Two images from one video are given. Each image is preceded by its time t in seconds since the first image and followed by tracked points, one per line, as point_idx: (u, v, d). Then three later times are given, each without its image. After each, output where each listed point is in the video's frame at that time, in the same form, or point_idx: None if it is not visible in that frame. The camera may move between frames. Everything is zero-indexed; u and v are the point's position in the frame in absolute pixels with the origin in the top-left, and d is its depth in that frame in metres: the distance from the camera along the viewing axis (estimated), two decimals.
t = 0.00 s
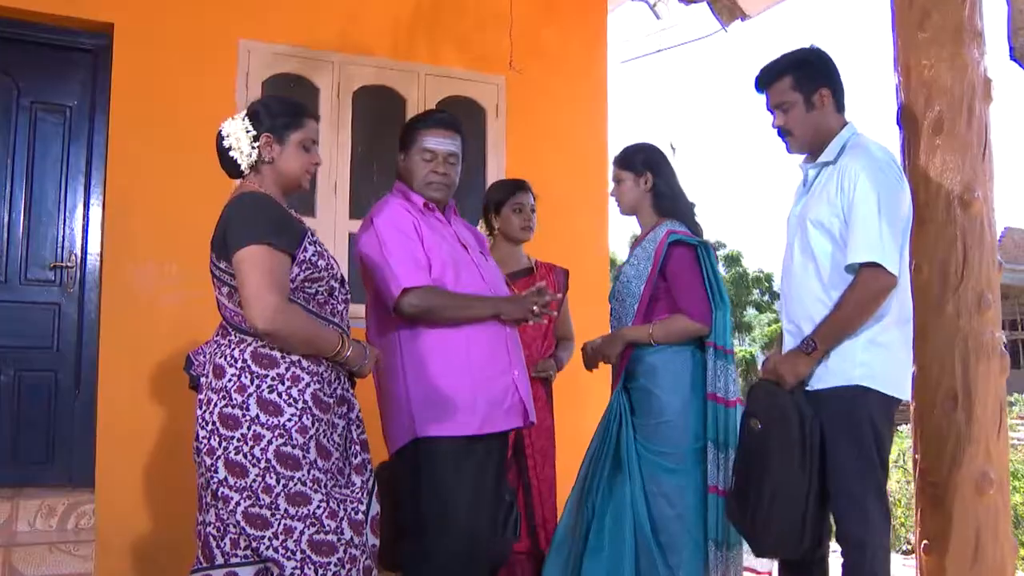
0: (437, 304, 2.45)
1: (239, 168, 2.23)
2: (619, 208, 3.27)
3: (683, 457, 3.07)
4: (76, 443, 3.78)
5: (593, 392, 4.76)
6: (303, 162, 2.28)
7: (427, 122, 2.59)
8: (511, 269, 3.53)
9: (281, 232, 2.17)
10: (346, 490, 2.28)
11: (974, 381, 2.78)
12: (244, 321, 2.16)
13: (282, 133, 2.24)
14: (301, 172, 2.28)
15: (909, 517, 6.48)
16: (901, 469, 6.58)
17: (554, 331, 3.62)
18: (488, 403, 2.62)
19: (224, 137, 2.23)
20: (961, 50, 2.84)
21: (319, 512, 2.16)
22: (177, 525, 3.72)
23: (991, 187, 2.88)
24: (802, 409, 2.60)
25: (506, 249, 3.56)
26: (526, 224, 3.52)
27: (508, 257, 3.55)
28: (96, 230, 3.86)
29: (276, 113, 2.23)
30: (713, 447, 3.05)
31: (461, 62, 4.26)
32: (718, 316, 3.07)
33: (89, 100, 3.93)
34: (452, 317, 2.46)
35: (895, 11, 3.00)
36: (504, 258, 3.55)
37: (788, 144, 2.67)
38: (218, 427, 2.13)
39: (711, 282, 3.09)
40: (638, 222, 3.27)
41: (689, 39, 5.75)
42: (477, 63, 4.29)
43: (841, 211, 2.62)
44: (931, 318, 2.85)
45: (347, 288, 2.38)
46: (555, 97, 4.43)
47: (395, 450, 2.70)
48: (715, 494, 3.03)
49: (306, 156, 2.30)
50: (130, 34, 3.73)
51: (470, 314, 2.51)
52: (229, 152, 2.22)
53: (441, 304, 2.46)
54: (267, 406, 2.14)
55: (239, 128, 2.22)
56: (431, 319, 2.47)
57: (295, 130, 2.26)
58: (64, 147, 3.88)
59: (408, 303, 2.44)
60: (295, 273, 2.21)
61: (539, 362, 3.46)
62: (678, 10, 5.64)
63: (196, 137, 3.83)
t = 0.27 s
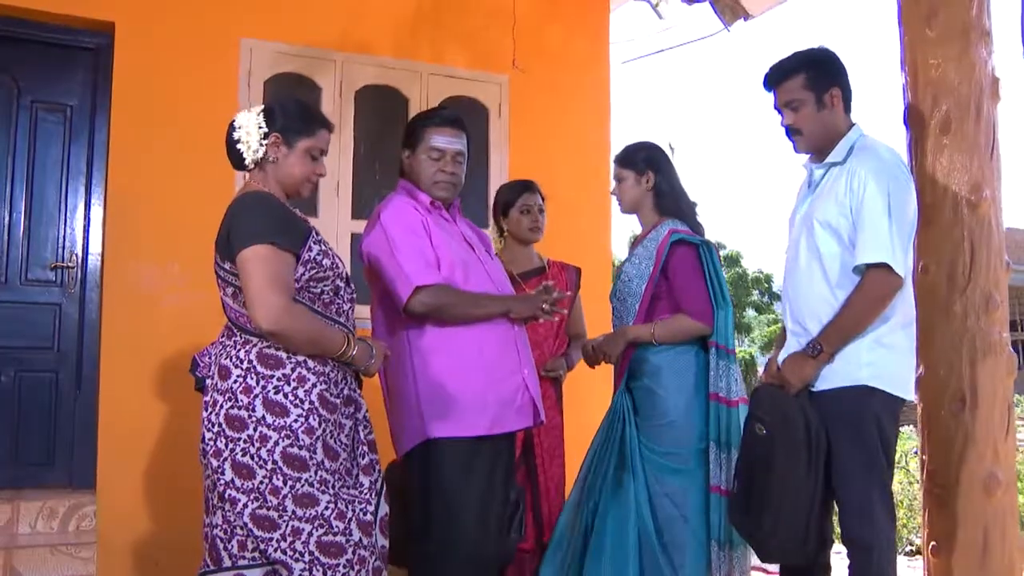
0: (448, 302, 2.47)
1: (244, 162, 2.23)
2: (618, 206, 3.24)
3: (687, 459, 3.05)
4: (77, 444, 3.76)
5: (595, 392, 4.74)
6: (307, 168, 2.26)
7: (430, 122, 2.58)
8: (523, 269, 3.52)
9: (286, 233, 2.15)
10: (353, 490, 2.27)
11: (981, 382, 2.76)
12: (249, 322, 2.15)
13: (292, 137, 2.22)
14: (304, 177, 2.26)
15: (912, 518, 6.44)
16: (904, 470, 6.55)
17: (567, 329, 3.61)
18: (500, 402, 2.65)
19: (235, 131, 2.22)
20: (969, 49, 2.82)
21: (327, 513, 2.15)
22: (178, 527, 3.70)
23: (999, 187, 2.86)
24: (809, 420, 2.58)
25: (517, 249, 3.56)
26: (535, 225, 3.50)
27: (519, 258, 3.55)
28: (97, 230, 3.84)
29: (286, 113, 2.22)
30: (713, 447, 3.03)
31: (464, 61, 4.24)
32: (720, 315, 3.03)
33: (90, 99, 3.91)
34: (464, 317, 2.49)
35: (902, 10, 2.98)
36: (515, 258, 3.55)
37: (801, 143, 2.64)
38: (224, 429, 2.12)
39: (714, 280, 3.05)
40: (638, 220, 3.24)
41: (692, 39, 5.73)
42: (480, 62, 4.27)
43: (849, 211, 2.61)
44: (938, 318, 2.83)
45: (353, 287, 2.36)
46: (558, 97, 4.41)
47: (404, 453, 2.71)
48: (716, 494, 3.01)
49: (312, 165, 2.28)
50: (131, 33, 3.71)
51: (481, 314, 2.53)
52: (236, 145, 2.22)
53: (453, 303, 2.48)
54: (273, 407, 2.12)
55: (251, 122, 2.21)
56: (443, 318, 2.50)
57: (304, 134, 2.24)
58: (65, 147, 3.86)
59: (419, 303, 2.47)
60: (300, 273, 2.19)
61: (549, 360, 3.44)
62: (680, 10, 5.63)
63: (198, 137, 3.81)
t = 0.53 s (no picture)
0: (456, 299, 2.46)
1: (250, 160, 2.21)
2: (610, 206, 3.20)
3: (684, 460, 3.04)
4: (77, 445, 3.73)
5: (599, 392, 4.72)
6: (314, 167, 2.24)
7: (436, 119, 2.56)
8: (537, 269, 3.52)
9: (293, 231, 2.13)
10: (362, 491, 2.25)
11: (990, 381, 2.74)
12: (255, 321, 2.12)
13: (299, 134, 2.20)
14: (310, 177, 2.24)
15: (916, 520, 6.41)
16: (908, 471, 6.52)
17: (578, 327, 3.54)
18: (506, 401, 2.61)
19: (243, 127, 2.21)
20: (979, 47, 2.79)
21: (335, 514, 2.13)
22: (180, 528, 3.68)
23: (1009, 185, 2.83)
24: (814, 421, 2.56)
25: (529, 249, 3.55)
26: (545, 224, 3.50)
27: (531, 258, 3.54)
28: (98, 229, 3.81)
29: (294, 112, 2.20)
30: (711, 447, 3.05)
31: (467, 60, 4.21)
32: (713, 317, 3.03)
33: (91, 97, 3.88)
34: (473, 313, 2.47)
35: (911, 7, 2.96)
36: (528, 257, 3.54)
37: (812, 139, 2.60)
38: (230, 429, 2.10)
39: (707, 281, 3.05)
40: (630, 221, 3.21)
41: (695, 38, 5.71)
42: (482, 61, 4.25)
43: (858, 210, 2.59)
44: (947, 318, 2.81)
45: (361, 287, 2.34)
46: (562, 95, 4.39)
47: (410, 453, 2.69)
48: (714, 495, 3.03)
49: (319, 164, 2.25)
50: (132, 31, 3.69)
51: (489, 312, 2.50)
52: (243, 142, 2.20)
53: (460, 300, 2.46)
54: (280, 407, 2.10)
55: (259, 121, 2.20)
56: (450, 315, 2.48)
57: (312, 134, 2.22)
58: (65, 146, 3.83)
59: (427, 300, 2.45)
60: (306, 272, 2.16)
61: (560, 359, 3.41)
62: (684, 8, 5.61)
63: (200, 135, 3.79)
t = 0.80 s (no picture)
0: (465, 299, 2.42)
1: (259, 159, 2.17)
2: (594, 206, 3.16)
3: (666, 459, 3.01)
4: (78, 447, 3.68)
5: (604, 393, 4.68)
6: (324, 164, 2.20)
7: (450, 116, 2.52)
8: (548, 272, 3.48)
9: (302, 230, 2.08)
10: (371, 494, 2.20)
11: (1006, 382, 2.63)
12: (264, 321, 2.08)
13: (309, 133, 2.16)
14: (320, 174, 2.19)
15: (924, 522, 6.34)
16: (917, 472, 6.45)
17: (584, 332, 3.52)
18: (514, 403, 2.56)
19: (251, 127, 2.18)
20: (993, 44, 2.70)
21: (344, 517, 2.08)
22: (181, 530, 3.63)
23: None
24: (827, 421, 2.52)
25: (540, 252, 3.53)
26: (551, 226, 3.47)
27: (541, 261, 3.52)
28: (99, 228, 3.76)
29: (301, 110, 2.16)
30: (704, 448, 3.08)
31: (471, 57, 4.17)
32: (691, 319, 2.99)
33: (91, 95, 3.82)
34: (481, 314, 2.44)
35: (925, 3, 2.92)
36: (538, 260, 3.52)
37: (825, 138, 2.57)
38: (238, 431, 2.05)
39: (687, 282, 3.01)
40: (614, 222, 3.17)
41: (701, 34, 5.68)
42: (487, 59, 4.20)
43: (872, 209, 2.56)
44: (961, 318, 2.70)
45: (372, 287, 2.30)
46: (566, 94, 4.35)
47: (413, 455, 2.63)
48: (709, 494, 3.10)
49: (329, 160, 2.21)
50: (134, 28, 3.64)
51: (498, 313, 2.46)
52: (252, 142, 2.17)
53: (469, 300, 2.42)
54: (288, 409, 2.06)
55: (267, 120, 2.17)
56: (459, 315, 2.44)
57: (321, 131, 2.18)
58: (65, 144, 3.77)
59: (435, 300, 2.40)
60: (316, 271, 2.12)
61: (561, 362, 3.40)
62: (689, 5, 5.57)
63: (202, 133, 3.74)
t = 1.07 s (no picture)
0: (476, 301, 2.33)
1: (266, 158, 2.10)
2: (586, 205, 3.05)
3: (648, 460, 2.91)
4: (75, 451, 3.59)
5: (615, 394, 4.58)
6: (335, 161, 2.11)
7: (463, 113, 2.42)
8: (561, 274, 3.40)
9: (310, 229, 1.99)
10: (383, 499, 2.10)
11: None
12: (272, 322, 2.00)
13: (317, 130, 2.09)
14: (331, 172, 2.11)
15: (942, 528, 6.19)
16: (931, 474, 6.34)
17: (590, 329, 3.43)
18: (526, 406, 2.47)
19: (257, 125, 2.11)
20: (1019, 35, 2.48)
21: (354, 523, 1.99)
22: (182, 538, 3.55)
23: None
24: (847, 425, 2.42)
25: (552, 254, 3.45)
26: (559, 226, 3.42)
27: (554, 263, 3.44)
28: (96, 227, 3.67)
29: (308, 107, 2.08)
30: (689, 451, 2.98)
31: (475, 53, 4.09)
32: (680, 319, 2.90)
33: (87, 91, 3.73)
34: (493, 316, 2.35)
35: None
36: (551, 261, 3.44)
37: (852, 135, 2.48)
38: (246, 435, 1.96)
39: (676, 281, 2.93)
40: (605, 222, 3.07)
41: (709, 30, 5.59)
42: (492, 55, 4.13)
43: (892, 206, 2.48)
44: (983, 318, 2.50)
45: (382, 287, 2.21)
46: (572, 90, 4.27)
47: (422, 460, 2.54)
48: (693, 499, 2.96)
49: (339, 157, 2.12)
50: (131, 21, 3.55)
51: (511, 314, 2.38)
52: (258, 140, 2.10)
53: (481, 302, 2.34)
54: (297, 412, 1.97)
55: (273, 118, 2.09)
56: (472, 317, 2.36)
57: (330, 126, 2.10)
58: (60, 140, 3.68)
59: (447, 302, 2.33)
60: (325, 271, 2.03)
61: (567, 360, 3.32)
62: None
63: (201, 129, 3.66)
